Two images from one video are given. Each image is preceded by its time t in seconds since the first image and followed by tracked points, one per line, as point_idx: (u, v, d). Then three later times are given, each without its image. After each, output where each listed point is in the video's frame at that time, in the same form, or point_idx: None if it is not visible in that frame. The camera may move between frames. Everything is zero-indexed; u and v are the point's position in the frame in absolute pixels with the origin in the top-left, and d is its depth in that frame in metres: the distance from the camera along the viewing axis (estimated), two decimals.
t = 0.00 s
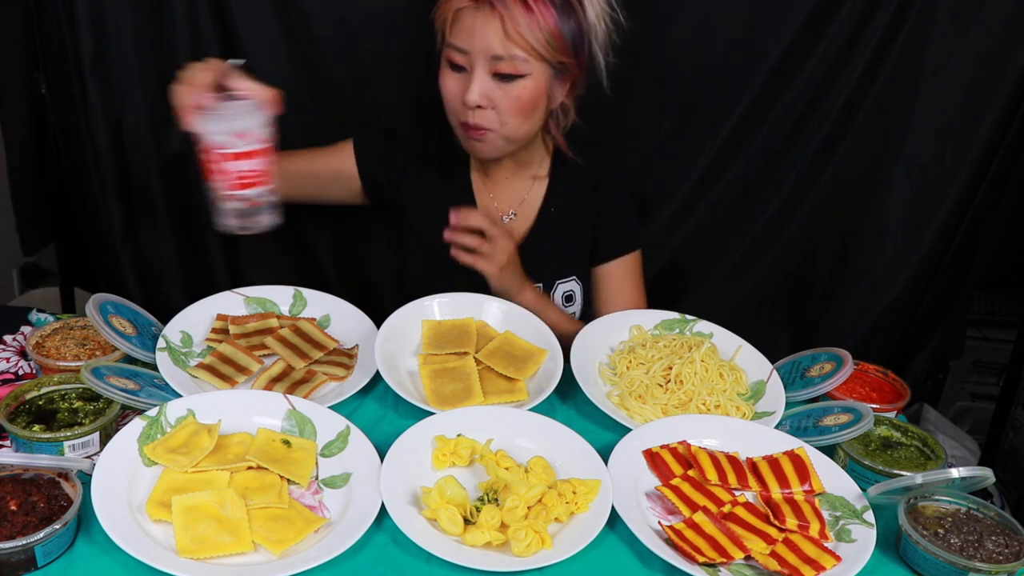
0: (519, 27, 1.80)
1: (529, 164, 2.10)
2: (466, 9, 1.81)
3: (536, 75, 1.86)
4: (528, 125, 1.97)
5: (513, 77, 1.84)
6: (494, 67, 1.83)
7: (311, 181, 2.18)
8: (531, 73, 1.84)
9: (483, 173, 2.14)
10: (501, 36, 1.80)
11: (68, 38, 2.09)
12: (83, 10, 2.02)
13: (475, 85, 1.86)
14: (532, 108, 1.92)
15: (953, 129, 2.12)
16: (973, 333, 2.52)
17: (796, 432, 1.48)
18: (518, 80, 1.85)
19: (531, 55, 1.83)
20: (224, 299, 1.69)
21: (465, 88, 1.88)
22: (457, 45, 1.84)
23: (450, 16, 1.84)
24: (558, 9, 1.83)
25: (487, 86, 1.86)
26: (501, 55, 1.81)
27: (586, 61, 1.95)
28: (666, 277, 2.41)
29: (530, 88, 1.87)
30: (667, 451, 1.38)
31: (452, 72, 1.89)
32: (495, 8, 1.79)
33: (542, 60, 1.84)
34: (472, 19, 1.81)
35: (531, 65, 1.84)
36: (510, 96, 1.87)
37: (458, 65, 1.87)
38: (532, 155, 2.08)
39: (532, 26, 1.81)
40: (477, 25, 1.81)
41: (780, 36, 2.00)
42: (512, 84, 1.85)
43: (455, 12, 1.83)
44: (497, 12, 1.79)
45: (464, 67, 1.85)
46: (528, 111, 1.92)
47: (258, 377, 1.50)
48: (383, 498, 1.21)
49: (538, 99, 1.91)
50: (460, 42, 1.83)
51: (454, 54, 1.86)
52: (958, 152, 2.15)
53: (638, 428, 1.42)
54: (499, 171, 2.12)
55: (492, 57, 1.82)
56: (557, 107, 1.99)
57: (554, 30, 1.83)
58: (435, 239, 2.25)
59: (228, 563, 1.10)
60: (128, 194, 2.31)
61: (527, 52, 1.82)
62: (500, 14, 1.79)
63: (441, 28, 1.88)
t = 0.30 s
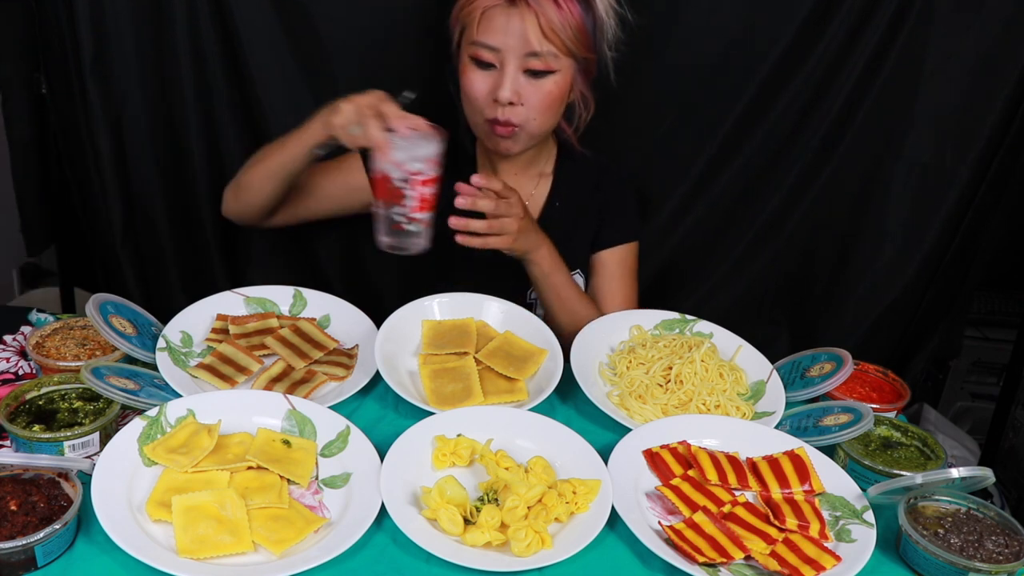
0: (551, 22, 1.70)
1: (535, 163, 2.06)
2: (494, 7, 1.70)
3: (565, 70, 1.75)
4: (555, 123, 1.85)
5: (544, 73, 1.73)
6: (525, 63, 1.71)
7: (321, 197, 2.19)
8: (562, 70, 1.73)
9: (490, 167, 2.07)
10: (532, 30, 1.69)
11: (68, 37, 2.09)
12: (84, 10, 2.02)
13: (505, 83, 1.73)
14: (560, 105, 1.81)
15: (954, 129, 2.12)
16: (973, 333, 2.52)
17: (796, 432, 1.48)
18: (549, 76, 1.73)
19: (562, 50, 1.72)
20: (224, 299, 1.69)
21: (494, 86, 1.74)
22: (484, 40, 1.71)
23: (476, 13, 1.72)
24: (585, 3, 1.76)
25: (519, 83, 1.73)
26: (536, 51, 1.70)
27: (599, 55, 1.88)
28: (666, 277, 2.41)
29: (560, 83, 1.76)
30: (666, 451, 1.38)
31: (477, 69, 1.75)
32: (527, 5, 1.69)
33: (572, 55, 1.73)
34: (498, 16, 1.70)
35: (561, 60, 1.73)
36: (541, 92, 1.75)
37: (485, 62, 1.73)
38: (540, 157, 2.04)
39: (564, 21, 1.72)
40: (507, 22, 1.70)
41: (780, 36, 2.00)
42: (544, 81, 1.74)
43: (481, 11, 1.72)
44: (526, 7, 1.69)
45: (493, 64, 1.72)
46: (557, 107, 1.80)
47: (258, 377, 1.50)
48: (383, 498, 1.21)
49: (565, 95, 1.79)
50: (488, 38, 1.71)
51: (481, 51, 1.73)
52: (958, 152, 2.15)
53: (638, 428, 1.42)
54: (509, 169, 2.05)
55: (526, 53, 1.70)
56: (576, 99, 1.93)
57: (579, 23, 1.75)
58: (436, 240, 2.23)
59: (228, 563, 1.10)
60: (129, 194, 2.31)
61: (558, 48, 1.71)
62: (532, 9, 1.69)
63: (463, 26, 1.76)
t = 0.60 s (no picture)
0: (563, 25, 1.76)
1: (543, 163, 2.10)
2: (507, 12, 1.74)
3: (578, 73, 1.81)
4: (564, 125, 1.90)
5: (557, 77, 1.77)
6: (539, 67, 1.75)
7: (342, 207, 2.20)
8: (575, 72, 1.79)
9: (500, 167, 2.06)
10: (547, 34, 1.74)
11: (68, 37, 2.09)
12: (84, 10, 2.02)
13: (520, 87, 1.77)
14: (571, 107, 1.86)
15: (953, 129, 2.12)
16: (972, 333, 2.52)
17: (796, 432, 1.48)
18: (562, 79, 1.78)
19: (574, 54, 1.78)
20: (224, 299, 1.69)
21: (508, 90, 1.77)
22: (498, 45, 1.75)
23: (489, 16, 1.76)
24: (593, 5, 1.83)
25: (532, 86, 1.77)
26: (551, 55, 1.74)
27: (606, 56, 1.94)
28: (666, 277, 2.41)
29: (571, 86, 1.81)
30: (666, 451, 1.38)
31: (489, 73, 1.78)
32: (541, 9, 1.73)
33: (584, 58, 1.79)
34: (513, 21, 1.74)
35: (573, 64, 1.78)
36: (554, 96, 1.79)
37: (498, 67, 1.77)
38: (547, 159, 2.09)
39: (576, 24, 1.78)
40: (521, 26, 1.74)
41: (780, 36, 2.00)
42: (556, 85, 1.78)
43: (494, 16, 1.76)
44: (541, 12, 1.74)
45: (506, 68, 1.76)
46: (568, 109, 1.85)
47: (258, 377, 1.50)
48: (383, 498, 1.21)
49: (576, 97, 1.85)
50: (502, 43, 1.74)
51: (494, 55, 1.76)
52: (958, 151, 2.15)
53: (637, 428, 1.42)
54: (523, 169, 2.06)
55: (540, 57, 1.75)
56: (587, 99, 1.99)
57: (590, 26, 1.81)
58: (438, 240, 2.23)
59: (228, 563, 1.10)
60: (130, 194, 2.31)
61: (571, 52, 1.77)
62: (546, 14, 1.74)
63: (474, 29, 1.80)
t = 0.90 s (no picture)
0: (571, 33, 1.74)
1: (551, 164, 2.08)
2: (514, 22, 1.73)
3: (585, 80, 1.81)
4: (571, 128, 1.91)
5: (566, 85, 1.78)
6: (548, 78, 1.75)
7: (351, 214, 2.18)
8: (584, 80, 1.79)
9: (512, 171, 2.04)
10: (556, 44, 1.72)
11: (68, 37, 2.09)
12: (84, 10, 2.02)
13: (529, 97, 1.77)
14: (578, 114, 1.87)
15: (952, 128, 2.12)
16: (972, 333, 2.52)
17: (796, 432, 1.48)
18: (569, 87, 1.79)
19: (582, 61, 1.77)
20: (224, 299, 1.69)
21: (517, 100, 1.77)
22: (506, 56, 1.74)
23: (496, 27, 1.76)
24: (599, 8, 1.80)
25: (542, 96, 1.77)
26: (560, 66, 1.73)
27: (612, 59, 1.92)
28: (666, 277, 2.41)
29: (579, 93, 1.82)
30: (666, 451, 1.38)
31: (498, 83, 1.78)
32: (548, 18, 1.72)
33: (592, 65, 1.78)
34: (520, 31, 1.73)
35: (581, 72, 1.78)
36: (563, 103, 1.80)
37: (506, 76, 1.76)
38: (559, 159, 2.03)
39: (583, 31, 1.76)
40: (529, 36, 1.73)
41: (780, 36, 2.00)
42: (564, 93, 1.79)
43: (501, 26, 1.75)
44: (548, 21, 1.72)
45: (515, 78, 1.75)
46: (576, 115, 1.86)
47: (258, 377, 1.50)
48: (383, 498, 1.21)
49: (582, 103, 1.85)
50: (509, 53, 1.74)
51: (501, 65, 1.75)
52: (958, 151, 2.15)
53: (637, 428, 1.42)
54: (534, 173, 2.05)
55: (549, 67, 1.74)
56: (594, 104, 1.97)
57: (597, 32, 1.79)
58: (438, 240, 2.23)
59: (228, 563, 1.10)
60: (129, 194, 2.31)
61: (580, 60, 1.77)
62: (554, 23, 1.72)
63: (480, 39, 1.80)
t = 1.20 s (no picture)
0: (569, 41, 1.76)
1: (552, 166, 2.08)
2: (511, 31, 1.74)
3: (583, 86, 1.82)
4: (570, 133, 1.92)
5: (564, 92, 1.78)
6: (546, 85, 1.76)
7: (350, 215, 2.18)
8: (582, 87, 1.80)
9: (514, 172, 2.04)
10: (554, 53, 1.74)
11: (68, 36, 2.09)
12: (84, 10, 2.02)
13: (527, 105, 1.77)
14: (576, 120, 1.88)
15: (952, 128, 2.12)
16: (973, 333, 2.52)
17: (796, 432, 1.48)
18: (568, 94, 1.79)
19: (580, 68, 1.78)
20: (224, 299, 1.69)
21: (515, 108, 1.78)
22: (504, 65, 1.75)
23: (494, 36, 1.76)
24: (596, 14, 1.81)
25: (540, 104, 1.78)
26: (558, 74, 1.75)
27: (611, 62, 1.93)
28: (666, 277, 2.41)
29: (577, 100, 1.82)
30: (666, 451, 1.38)
31: (496, 91, 1.80)
32: (545, 27, 1.73)
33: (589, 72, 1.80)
34: (518, 40, 1.74)
35: (579, 79, 1.79)
36: (561, 111, 1.81)
37: (504, 84, 1.77)
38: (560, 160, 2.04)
39: (580, 38, 1.77)
40: (526, 45, 1.74)
41: (780, 36, 2.00)
42: (563, 100, 1.79)
43: (499, 35, 1.76)
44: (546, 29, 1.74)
45: (513, 86, 1.76)
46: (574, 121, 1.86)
47: (258, 377, 1.50)
48: (383, 498, 1.21)
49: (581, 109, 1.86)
50: (507, 62, 1.75)
51: (500, 74, 1.76)
52: (958, 150, 2.15)
53: (637, 428, 1.42)
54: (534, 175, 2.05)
55: (547, 75, 1.75)
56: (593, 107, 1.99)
57: (594, 38, 1.80)
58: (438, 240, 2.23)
59: (228, 563, 1.10)
60: (130, 193, 2.31)
61: (577, 67, 1.78)
62: (550, 31, 1.74)
63: (477, 47, 1.81)
